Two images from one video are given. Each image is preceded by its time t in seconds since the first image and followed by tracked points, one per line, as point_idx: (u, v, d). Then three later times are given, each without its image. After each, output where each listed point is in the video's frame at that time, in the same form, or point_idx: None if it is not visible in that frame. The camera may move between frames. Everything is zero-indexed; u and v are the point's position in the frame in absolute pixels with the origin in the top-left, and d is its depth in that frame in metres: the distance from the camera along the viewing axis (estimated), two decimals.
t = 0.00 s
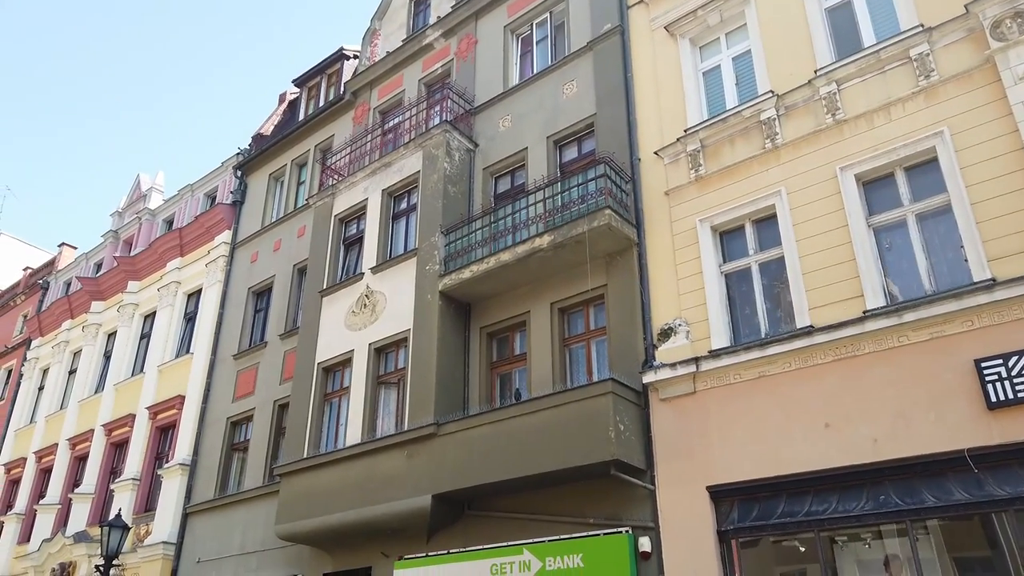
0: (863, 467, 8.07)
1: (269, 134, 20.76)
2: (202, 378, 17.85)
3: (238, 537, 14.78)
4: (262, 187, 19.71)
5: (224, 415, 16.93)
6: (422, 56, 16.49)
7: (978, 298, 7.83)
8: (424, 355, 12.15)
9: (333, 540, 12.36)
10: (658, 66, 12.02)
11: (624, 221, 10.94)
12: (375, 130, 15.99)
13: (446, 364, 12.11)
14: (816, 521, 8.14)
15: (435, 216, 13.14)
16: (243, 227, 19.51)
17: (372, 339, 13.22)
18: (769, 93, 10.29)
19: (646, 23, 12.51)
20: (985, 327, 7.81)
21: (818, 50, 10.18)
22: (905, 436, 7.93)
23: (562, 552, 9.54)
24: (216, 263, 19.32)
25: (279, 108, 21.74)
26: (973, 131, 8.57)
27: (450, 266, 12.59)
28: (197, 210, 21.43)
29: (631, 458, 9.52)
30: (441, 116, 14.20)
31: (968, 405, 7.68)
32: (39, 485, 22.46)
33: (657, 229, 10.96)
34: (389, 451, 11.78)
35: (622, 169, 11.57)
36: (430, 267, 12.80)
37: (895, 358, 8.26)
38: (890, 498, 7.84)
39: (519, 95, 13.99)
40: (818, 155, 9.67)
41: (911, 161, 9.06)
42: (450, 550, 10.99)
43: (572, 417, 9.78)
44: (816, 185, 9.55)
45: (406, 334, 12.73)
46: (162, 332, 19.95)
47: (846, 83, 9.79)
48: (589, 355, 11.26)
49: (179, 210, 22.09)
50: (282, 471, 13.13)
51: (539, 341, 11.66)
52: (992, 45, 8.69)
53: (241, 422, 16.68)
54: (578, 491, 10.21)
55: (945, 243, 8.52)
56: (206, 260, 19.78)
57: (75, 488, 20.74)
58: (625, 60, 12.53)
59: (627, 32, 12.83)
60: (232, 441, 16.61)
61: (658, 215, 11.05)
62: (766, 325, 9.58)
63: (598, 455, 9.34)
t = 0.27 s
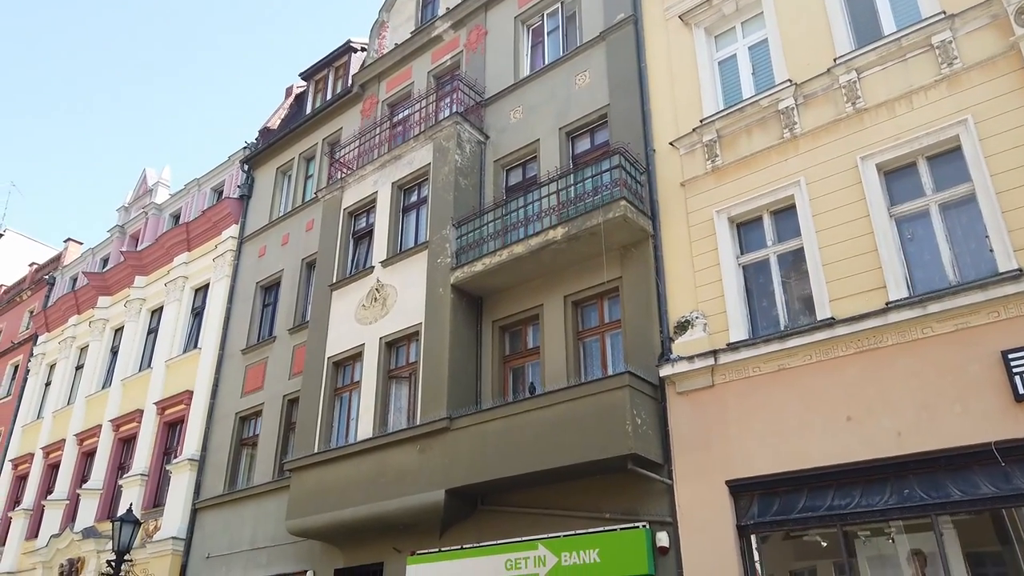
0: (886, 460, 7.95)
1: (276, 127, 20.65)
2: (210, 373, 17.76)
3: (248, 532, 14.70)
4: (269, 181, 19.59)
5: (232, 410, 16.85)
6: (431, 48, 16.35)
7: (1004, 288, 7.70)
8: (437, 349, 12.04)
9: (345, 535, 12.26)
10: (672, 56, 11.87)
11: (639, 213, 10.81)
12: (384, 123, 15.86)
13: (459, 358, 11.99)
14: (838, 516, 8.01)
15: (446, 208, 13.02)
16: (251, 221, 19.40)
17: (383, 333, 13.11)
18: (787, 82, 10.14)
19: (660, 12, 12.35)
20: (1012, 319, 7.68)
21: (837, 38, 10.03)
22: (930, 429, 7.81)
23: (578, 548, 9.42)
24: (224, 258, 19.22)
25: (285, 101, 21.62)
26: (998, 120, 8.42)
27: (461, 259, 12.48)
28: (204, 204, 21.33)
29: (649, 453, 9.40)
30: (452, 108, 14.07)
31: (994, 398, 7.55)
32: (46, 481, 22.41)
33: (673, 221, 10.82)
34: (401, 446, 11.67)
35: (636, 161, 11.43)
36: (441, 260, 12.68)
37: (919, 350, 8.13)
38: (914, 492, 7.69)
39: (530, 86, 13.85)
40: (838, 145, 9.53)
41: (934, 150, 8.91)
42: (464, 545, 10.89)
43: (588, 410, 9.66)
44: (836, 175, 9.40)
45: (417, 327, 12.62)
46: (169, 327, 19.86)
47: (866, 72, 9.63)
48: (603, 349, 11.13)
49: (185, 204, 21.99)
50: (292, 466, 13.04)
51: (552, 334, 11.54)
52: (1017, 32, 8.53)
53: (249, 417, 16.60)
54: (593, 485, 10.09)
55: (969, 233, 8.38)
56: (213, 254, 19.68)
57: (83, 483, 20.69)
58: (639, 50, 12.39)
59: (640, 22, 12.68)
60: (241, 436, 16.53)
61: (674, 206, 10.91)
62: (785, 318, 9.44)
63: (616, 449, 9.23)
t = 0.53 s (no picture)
0: (909, 452, 7.80)
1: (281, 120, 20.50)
2: (216, 367, 17.65)
3: (256, 527, 14.60)
4: (274, 174, 19.45)
5: (239, 404, 16.73)
6: (438, 38, 16.19)
7: None
8: (447, 342, 11.90)
9: (354, 529, 12.14)
10: (685, 44, 11.71)
11: (653, 203, 10.66)
12: (390, 114, 15.70)
13: (469, 350, 11.86)
14: (859, 508, 7.89)
15: (455, 199, 12.87)
16: (256, 215, 19.27)
17: (392, 326, 12.98)
18: (804, 69, 9.98)
19: None
20: None
21: (855, 24, 9.86)
22: (954, 420, 7.66)
23: (593, 542, 9.31)
24: (229, 252, 19.09)
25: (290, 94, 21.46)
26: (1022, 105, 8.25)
27: (471, 251, 12.33)
28: (208, 198, 21.20)
29: (664, 445, 9.27)
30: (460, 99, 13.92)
31: (1020, 387, 7.40)
32: (51, 477, 22.33)
33: (687, 211, 10.67)
34: (411, 439, 11.55)
35: (650, 150, 11.27)
36: (451, 251, 12.54)
37: (941, 339, 7.99)
38: (937, 484, 7.57)
39: (540, 76, 13.69)
40: (857, 132, 9.37)
41: (955, 137, 8.74)
42: (476, 539, 10.79)
43: (602, 402, 9.52)
44: (855, 163, 9.24)
45: (427, 320, 12.49)
46: (175, 322, 19.74)
47: (885, 58, 9.47)
48: (616, 340, 10.99)
49: (190, 198, 21.87)
50: (301, 459, 12.93)
51: (564, 326, 11.40)
52: None
53: (256, 411, 16.48)
54: (607, 478, 9.96)
55: (993, 220, 8.22)
56: (218, 248, 19.55)
57: (88, 479, 20.60)
58: (651, 38, 12.22)
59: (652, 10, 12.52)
60: (248, 430, 16.42)
61: (688, 196, 10.76)
62: (802, 308, 9.29)
63: (632, 442, 9.09)
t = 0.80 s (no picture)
0: (933, 442, 7.67)
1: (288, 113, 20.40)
2: (224, 361, 17.58)
3: (266, 521, 14.54)
4: (282, 167, 19.35)
5: (248, 398, 16.67)
6: (446, 29, 16.05)
7: None
8: (458, 333, 11.80)
9: (365, 522, 12.06)
10: (699, 31, 11.56)
11: (667, 192, 10.53)
12: (399, 105, 15.58)
13: (480, 342, 11.75)
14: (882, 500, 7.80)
15: (466, 190, 12.76)
16: (264, 208, 19.18)
17: (402, 318, 12.88)
18: (822, 55, 9.83)
19: None
20: None
21: (874, 9, 9.70)
22: (978, 409, 7.53)
23: (608, 535, 9.25)
24: (237, 245, 19.01)
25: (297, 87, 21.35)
26: None
27: (482, 242, 12.22)
28: (215, 191, 21.12)
29: (681, 436, 9.16)
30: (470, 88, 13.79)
31: None
32: (60, 471, 22.34)
33: (702, 200, 10.54)
34: (423, 432, 11.46)
35: (663, 139, 11.14)
36: (462, 243, 12.42)
37: (965, 328, 7.86)
38: (962, 475, 7.48)
39: (550, 66, 13.55)
40: (876, 119, 9.22)
41: (977, 123, 8.59)
42: (489, 532, 10.71)
43: (618, 393, 9.40)
44: (875, 150, 9.10)
45: (438, 312, 12.38)
46: (182, 315, 19.68)
47: (904, 43, 9.31)
48: (630, 331, 10.87)
49: (196, 192, 21.79)
50: (312, 452, 12.86)
51: (577, 317, 11.28)
52: None
53: (265, 405, 16.42)
54: (622, 470, 9.85)
55: (1016, 207, 8.08)
56: (226, 241, 19.47)
57: (97, 473, 20.58)
58: (664, 26, 12.08)
59: None
60: (257, 424, 16.36)
61: (703, 185, 10.63)
62: (821, 297, 9.16)
63: (648, 433, 8.98)
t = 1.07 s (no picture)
0: (957, 434, 7.54)
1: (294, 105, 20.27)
2: (231, 355, 17.48)
3: (274, 515, 14.46)
4: (288, 160, 19.23)
5: (255, 392, 16.57)
6: (454, 19, 15.89)
7: None
8: (469, 326, 11.67)
9: (376, 517, 11.96)
10: (713, 19, 11.41)
11: (682, 182, 10.39)
12: (407, 97, 15.44)
13: (491, 335, 11.63)
14: (903, 492, 7.63)
15: (475, 181, 12.63)
16: (270, 201, 19.07)
17: (412, 310, 12.77)
18: (839, 42, 9.67)
19: None
20: None
21: None
22: (1004, 400, 7.39)
23: (622, 529, 9.13)
24: (243, 238, 18.90)
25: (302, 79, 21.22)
26: None
27: (493, 233, 12.08)
28: (221, 185, 21.01)
29: (697, 429, 9.04)
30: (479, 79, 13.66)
31: None
32: (66, 466, 22.30)
33: (717, 190, 10.41)
34: (434, 425, 11.35)
35: (677, 128, 10.99)
36: (472, 234, 12.30)
37: (989, 318, 7.72)
38: (986, 467, 7.31)
39: (561, 55, 13.40)
40: (896, 106, 9.08)
41: (1000, 109, 8.43)
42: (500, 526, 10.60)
43: (633, 386, 9.28)
44: (894, 139, 8.95)
45: (448, 304, 12.27)
46: (189, 309, 19.59)
47: (924, 29, 9.15)
48: (643, 323, 10.74)
49: (202, 185, 21.68)
50: (321, 446, 12.76)
51: (589, 309, 11.15)
52: None
53: (272, 399, 16.32)
54: (636, 463, 9.74)
55: None
56: (232, 235, 19.37)
57: (103, 468, 20.52)
58: (676, 15, 11.93)
59: None
60: (264, 418, 16.27)
61: (717, 175, 10.49)
62: (839, 288, 9.03)
63: (665, 426, 8.86)
